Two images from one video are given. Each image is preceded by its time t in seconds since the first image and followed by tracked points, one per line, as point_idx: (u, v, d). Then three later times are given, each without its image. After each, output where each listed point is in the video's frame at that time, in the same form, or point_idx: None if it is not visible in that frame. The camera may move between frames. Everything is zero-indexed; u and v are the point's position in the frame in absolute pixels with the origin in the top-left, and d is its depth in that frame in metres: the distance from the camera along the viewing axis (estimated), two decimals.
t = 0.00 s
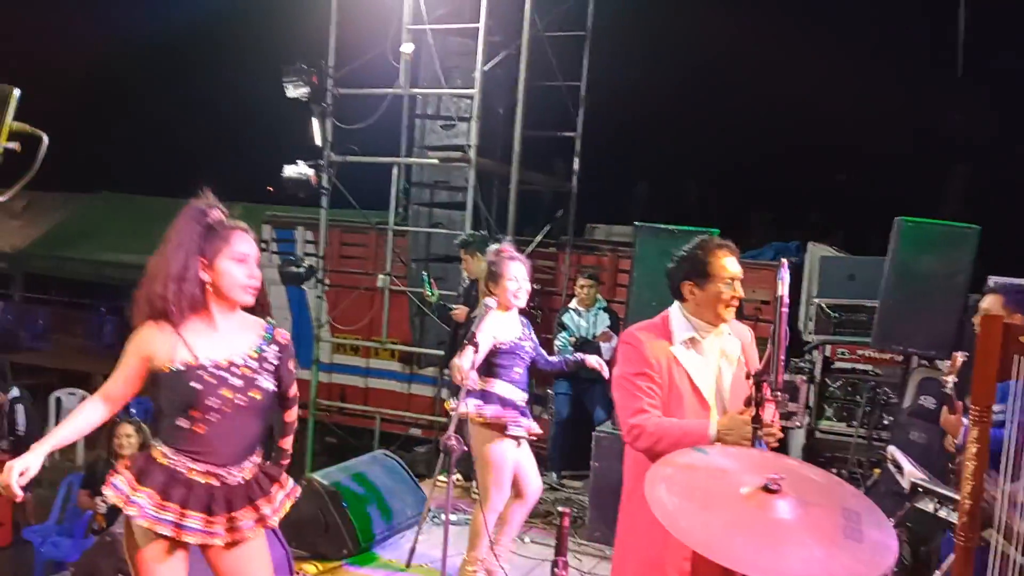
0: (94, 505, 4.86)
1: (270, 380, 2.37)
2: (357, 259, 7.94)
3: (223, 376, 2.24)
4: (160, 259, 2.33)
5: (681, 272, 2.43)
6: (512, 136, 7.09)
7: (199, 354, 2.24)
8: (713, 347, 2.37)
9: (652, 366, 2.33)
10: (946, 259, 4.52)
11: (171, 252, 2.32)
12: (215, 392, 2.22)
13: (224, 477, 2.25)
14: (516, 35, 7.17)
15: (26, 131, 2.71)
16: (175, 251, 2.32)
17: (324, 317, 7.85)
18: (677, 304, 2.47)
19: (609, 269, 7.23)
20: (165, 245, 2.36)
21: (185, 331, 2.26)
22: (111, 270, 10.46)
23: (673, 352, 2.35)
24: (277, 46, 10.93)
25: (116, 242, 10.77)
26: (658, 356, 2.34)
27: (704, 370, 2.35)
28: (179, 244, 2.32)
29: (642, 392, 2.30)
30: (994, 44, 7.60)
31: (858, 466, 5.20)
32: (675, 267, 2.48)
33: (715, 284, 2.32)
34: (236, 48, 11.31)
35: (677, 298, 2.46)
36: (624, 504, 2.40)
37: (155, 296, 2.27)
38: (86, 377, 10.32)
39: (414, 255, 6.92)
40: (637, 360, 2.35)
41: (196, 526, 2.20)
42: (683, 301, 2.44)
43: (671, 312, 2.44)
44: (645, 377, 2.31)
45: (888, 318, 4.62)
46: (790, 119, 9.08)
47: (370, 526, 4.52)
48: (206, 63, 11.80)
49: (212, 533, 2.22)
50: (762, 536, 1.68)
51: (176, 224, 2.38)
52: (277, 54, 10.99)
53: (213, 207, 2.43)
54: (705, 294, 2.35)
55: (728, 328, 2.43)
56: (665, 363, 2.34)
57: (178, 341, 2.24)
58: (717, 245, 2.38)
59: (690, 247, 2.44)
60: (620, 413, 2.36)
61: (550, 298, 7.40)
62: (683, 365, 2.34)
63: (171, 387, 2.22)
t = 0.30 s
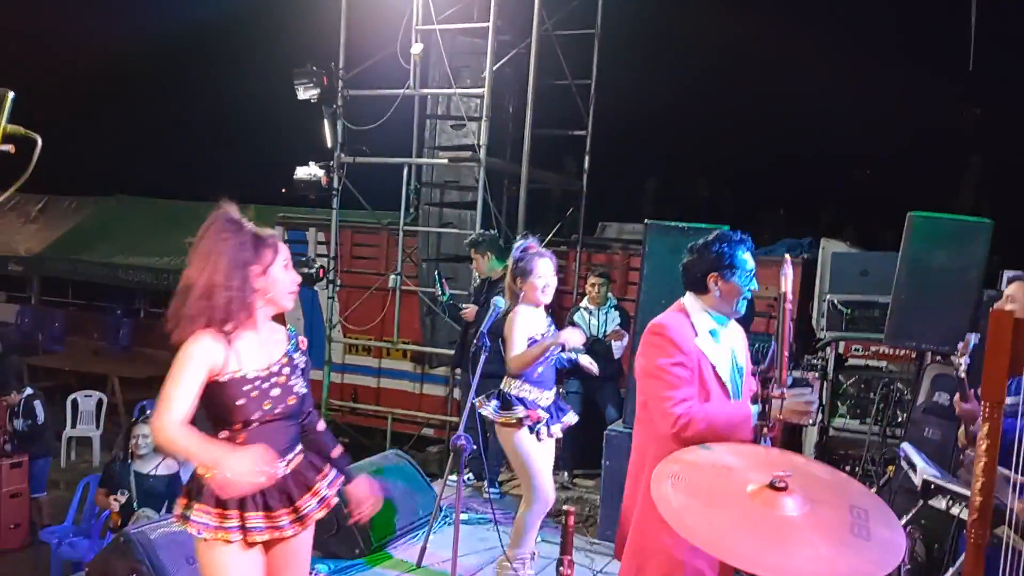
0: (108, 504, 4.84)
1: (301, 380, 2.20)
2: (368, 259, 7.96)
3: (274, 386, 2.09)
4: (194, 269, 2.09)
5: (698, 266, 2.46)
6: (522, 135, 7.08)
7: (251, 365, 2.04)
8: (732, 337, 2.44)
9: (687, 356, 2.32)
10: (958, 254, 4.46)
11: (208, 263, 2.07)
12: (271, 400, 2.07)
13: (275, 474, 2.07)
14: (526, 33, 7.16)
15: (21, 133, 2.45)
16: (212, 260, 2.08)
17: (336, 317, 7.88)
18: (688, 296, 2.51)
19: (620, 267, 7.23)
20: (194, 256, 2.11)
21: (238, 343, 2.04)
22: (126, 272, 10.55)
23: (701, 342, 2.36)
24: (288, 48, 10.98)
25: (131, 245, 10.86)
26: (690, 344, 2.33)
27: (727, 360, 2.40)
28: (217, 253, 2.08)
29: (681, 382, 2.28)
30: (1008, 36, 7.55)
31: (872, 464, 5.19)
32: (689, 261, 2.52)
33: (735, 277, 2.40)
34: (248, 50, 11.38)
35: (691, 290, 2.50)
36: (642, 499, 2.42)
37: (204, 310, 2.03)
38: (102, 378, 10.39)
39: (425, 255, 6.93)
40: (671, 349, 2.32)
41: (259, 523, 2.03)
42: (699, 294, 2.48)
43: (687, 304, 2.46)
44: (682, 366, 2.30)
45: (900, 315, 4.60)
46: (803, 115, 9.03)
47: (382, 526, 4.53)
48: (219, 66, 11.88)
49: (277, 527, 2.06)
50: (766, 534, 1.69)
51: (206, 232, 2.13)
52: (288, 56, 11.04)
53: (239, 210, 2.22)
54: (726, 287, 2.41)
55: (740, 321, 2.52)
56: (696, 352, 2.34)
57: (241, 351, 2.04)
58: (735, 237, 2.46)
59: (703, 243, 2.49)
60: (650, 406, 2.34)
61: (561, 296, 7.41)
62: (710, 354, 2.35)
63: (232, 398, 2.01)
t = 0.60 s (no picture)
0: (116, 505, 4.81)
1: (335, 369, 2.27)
2: (371, 259, 7.99)
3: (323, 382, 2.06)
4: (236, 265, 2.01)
5: (721, 270, 2.49)
6: (523, 134, 7.07)
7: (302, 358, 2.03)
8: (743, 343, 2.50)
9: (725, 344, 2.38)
10: (960, 247, 4.48)
11: (255, 258, 2.02)
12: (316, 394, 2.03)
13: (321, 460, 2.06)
14: (526, 32, 7.17)
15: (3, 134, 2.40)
16: (258, 257, 2.03)
17: (340, 318, 7.90)
18: (708, 298, 2.53)
19: (623, 264, 7.24)
20: (232, 250, 2.03)
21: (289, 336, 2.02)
22: (131, 275, 10.59)
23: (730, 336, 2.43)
24: (290, 49, 11.00)
25: (135, 247, 10.90)
26: (723, 335, 2.40)
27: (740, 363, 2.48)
28: (264, 249, 2.03)
29: (730, 363, 2.34)
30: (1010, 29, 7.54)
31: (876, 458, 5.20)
32: (708, 266, 2.54)
33: (760, 285, 2.46)
34: (252, 52, 11.43)
35: (708, 292, 2.54)
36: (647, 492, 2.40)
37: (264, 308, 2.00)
38: (107, 381, 10.42)
39: (427, 254, 6.96)
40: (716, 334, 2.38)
41: (303, 492, 1.97)
42: (716, 296, 2.52)
43: (707, 301, 2.50)
44: (726, 351, 2.37)
45: (903, 306, 4.55)
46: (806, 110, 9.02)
47: (388, 525, 4.53)
48: (222, 68, 11.92)
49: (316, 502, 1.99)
50: (763, 527, 1.69)
51: (240, 226, 2.05)
52: (291, 57, 11.09)
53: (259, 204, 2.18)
54: (749, 294, 2.47)
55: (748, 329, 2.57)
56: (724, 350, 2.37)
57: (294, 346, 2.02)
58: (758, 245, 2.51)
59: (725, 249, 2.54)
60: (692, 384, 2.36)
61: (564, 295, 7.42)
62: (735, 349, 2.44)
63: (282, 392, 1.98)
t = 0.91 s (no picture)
0: (123, 507, 4.83)
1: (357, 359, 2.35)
2: (372, 261, 8.01)
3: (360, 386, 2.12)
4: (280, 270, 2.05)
5: (726, 275, 2.51)
6: (523, 134, 7.08)
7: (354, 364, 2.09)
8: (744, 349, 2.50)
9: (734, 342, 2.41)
10: (961, 244, 4.48)
11: (300, 263, 2.05)
12: (357, 397, 2.09)
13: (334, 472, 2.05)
14: (525, 32, 7.18)
15: None
16: (302, 260, 2.06)
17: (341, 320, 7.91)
18: (713, 301, 2.55)
19: (624, 263, 7.24)
20: (274, 255, 2.07)
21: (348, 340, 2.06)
22: (133, 279, 10.62)
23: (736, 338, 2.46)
24: (290, 51, 11.01)
25: (137, 251, 10.92)
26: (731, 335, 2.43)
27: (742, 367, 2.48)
28: (305, 252, 2.07)
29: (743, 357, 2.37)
30: (1009, 25, 7.54)
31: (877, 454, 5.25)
32: (713, 273, 2.56)
33: (765, 294, 2.48)
34: (252, 54, 11.44)
35: (711, 296, 2.56)
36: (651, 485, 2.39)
37: (306, 306, 2.01)
38: (110, 385, 10.44)
39: (428, 255, 6.98)
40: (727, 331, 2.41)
41: (298, 517, 1.97)
42: (720, 301, 2.53)
43: (712, 303, 2.53)
44: (734, 345, 2.39)
45: (903, 304, 4.56)
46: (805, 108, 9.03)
47: (389, 526, 4.54)
48: (223, 72, 11.95)
49: (313, 523, 1.98)
50: (762, 523, 1.70)
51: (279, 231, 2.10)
52: (291, 59, 11.11)
53: (290, 205, 2.20)
54: (754, 303, 2.49)
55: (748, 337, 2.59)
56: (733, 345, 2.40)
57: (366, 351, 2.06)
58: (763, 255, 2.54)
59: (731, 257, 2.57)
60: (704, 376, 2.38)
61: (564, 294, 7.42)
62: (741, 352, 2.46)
63: (328, 393, 2.01)
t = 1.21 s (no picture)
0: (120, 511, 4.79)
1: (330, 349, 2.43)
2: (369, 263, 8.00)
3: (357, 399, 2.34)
4: (355, 279, 2.29)
5: (720, 270, 2.50)
6: (520, 136, 7.06)
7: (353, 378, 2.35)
8: (741, 345, 2.50)
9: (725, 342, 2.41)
10: (958, 244, 4.48)
11: (374, 278, 2.33)
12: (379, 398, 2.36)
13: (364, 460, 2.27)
14: (522, 33, 7.16)
15: None
16: (372, 273, 2.34)
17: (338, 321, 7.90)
18: (709, 298, 2.55)
19: (621, 265, 7.23)
20: (351, 266, 2.30)
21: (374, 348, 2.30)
22: (129, 281, 10.61)
23: (731, 336, 2.45)
24: (286, 52, 11.00)
25: (133, 252, 10.90)
26: (723, 335, 2.42)
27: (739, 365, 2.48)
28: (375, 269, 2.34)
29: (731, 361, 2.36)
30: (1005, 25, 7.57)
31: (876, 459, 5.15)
32: (708, 270, 2.54)
33: (760, 286, 2.47)
34: (248, 55, 11.43)
35: (706, 292, 2.55)
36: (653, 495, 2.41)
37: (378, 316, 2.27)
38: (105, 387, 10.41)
39: (424, 257, 6.92)
40: (717, 333, 2.40)
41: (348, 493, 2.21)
42: (714, 298, 2.53)
43: (706, 301, 2.52)
44: (726, 347, 2.39)
45: (899, 306, 4.57)
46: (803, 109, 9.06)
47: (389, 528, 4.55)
48: (219, 73, 11.93)
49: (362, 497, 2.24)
50: (762, 527, 1.69)
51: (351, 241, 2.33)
52: (287, 61, 11.09)
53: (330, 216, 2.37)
54: (750, 295, 2.48)
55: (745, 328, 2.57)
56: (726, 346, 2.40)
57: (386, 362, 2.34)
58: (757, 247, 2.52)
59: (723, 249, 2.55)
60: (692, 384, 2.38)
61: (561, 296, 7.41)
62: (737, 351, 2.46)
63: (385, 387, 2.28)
